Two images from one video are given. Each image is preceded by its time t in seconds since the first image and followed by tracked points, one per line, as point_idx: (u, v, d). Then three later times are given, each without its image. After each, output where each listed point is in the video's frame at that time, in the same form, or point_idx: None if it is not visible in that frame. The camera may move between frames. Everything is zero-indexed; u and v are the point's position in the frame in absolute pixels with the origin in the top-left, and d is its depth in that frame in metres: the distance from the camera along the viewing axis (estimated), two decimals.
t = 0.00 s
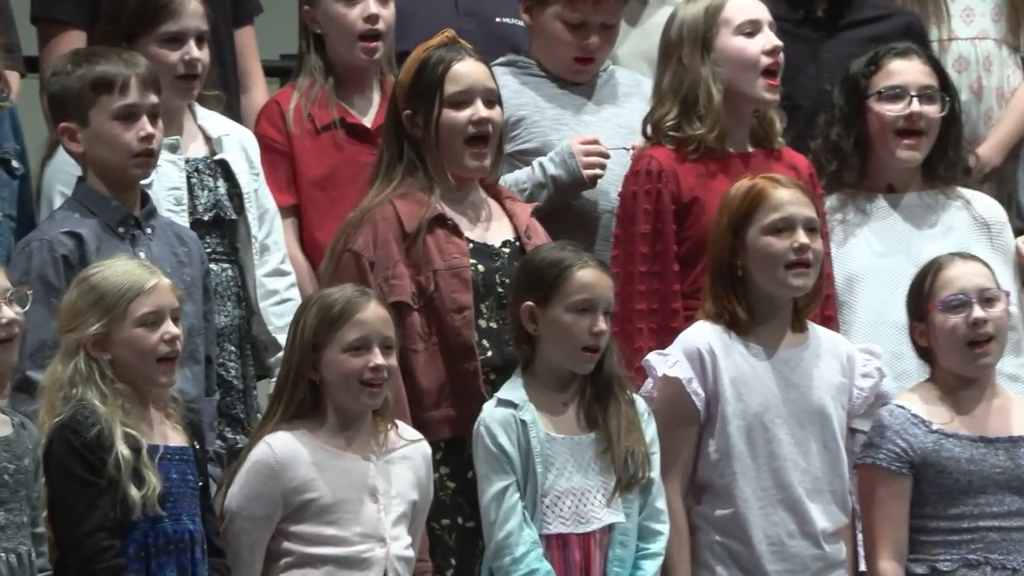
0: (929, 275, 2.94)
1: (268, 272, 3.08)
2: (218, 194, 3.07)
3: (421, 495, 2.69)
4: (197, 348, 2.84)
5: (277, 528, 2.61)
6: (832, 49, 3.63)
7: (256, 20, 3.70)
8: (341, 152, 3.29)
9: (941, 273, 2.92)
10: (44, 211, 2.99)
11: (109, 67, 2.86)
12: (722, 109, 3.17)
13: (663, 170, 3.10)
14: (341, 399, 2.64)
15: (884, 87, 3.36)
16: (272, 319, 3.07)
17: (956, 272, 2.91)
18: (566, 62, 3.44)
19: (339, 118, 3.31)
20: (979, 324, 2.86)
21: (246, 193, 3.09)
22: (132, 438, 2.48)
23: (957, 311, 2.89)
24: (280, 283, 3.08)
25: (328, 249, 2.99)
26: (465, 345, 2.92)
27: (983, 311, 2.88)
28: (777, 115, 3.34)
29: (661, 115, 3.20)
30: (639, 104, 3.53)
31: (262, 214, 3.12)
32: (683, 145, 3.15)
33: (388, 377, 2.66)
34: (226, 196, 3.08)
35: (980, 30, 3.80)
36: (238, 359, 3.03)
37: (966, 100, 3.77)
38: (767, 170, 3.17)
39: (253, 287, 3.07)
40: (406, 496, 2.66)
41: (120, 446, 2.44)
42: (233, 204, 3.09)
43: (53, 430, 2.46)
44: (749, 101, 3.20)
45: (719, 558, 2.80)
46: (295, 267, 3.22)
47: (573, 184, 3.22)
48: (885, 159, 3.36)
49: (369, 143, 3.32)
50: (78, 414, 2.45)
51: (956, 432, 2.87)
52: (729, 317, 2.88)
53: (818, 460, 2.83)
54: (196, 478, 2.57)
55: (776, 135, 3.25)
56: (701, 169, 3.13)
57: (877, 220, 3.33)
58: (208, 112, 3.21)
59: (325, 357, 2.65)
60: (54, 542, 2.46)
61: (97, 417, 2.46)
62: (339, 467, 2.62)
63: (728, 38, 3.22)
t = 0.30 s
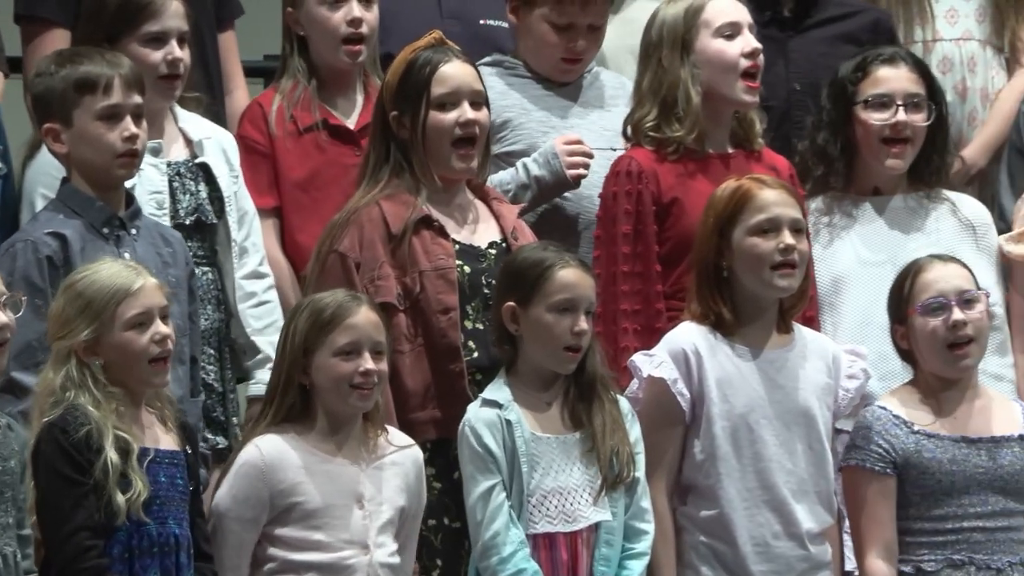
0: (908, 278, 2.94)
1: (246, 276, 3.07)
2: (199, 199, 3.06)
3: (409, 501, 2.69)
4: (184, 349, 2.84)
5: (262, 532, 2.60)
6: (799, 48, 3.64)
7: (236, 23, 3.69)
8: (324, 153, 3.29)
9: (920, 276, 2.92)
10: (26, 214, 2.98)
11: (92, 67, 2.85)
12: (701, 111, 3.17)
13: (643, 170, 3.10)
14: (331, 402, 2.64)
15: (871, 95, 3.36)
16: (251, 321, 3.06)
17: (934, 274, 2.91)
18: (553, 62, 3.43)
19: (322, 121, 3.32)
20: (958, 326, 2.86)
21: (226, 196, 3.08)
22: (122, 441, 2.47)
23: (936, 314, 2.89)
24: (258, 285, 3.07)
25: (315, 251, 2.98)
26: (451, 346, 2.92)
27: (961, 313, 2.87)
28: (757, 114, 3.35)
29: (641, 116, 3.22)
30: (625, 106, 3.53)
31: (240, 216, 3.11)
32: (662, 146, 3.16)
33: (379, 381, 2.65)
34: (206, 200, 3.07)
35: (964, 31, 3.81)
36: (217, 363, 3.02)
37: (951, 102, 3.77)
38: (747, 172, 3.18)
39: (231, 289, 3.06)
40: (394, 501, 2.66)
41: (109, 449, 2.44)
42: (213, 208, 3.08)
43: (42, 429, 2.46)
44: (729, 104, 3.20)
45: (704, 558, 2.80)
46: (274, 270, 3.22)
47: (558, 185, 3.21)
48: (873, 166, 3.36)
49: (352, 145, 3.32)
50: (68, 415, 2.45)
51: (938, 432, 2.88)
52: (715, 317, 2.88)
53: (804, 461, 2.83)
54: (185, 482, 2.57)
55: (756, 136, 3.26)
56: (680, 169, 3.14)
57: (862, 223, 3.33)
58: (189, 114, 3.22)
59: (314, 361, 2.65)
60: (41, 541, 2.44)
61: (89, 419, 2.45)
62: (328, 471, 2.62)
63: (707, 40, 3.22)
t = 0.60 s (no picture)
0: (885, 279, 2.94)
1: (222, 276, 3.10)
2: (180, 202, 3.06)
3: (389, 502, 2.69)
4: (165, 351, 2.84)
5: (244, 532, 2.61)
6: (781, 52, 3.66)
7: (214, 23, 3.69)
8: (305, 154, 3.29)
9: (897, 278, 2.92)
10: (9, 217, 2.99)
11: (74, 70, 2.85)
12: (681, 113, 3.18)
13: (623, 174, 3.11)
14: (312, 400, 2.63)
15: (855, 92, 3.31)
16: (226, 323, 3.10)
17: (912, 275, 2.92)
18: (537, 63, 3.43)
19: (303, 121, 3.31)
20: (936, 329, 2.87)
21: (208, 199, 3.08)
22: (104, 441, 2.47)
23: (914, 317, 2.89)
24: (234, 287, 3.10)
25: (298, 252, 2.97)
26: (434, 348, 2.92)
27: (939, 316, 2.88)
28: (738, 114, 3.34)
29: (623, 118, 3.22)
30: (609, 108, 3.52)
31: (217, 216, 3.12)
32: (643, 148, 3.17)
33: (358, 378, 2.65)
34: (188, 204, 3.06)
35: (945, 34, 3.82)
36: (198, 366, 3.02)
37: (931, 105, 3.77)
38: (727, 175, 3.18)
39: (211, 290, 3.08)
40: (373, 504, 2.66)
41: (91, 449, 2.43)
42: (194, 211, 3.07)
43: (25, 430, 2.45)
44: (710, 106, 3.20)
45: (684, 561, 2.81)
46: (253, 270, 3.21)
47: (536, 185, 3.22)
48: (862, 163, 3.30)
49: (334, 148, 3.32)
50: (50, 415, 2.44)
51: (916, 432, 2.89)
52: (696, 319, 2.88)
53: (785, 464, 2.83)
54: (170, 485, 2.56)
55: (738, 138, 3.26)
56: (660, 171, 3.14)
57: (850, 224, 3.27)
58: (167, 116, 3.22)
59: (293, 359, 2.65)
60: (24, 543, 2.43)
61: (70, 419, 2.45)
62: (307, 474, 2.62)
63: (689, 43, 3.22)
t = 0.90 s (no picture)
0: (865, 282, 2.95)
1: (211, 278, 3.09)
2: (160, 203, 3.06)
3: (367, 504, 2.68)
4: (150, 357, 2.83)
5: (219, 534, 2.60)
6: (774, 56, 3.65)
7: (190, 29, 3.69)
8: (288, 157, 3.29)
9: (878, 280, 2.93)
10: None
11: (60, 73, 2.84)
12: (664, 117, 3.18)
13: (608, 178, 3.11)
14: (283, 406, 2.64)
15: (840, 92, 3.30)
16: (216, 325, 3.08)
17: (894, 277, 2.92)
18: (519, 64, 3.44)
19: (286, 124, 3.32)
20: (917, 330, 2.87)
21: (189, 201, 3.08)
22: (78, 443, 2.47)
23: (895, 319, 2.90)
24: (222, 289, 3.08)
25: (283, 255, 2.98)
26: (418, 352, 2.92)
27: (920, 317, 2.89)
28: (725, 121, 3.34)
29: (607, 122, 3.22)
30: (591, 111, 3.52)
31: (204, 220, 3.12)
32: (627, 152, 3.17)
33: (330, 387, 2.65)
34: (169, 205, 3.07)
35: (925, 38, 3.81)
36: (183, 368, 3.01)
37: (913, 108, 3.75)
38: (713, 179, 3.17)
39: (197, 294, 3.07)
40: (350, 505, 2.66)
41: (64, 449, 2.44)
42: (176, 212, 3.08)
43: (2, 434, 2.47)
44: (695, 109, 3.19)
45: (667, 564, 2.81)
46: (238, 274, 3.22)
47: (515, 189, 3.20)
48: (845, 165, 3.30)
49: (316, 151, 3.32)
50: (26, 419, 2.46)
51: (898, 436, 2.89)
52: (678, 323, 2.88)
53: (767, 467, 2.83)
54: (151, 490, 2.55)
55: (722, 142, 3.26)
56: (644, 175, 3.14)
57: (833, 223, 3.27)
58: (152, 118, 3.23)
59: (268, 364, 2.65)
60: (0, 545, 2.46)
61: (44, 421, 2.46)
62: (281, 476, 2.61)
63: (674, 48, 3.21)
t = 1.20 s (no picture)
0: (843, 286, 2.96)
1: (194, 279, 3.10)
2: (139, 205, 3.06)
3: (344, 508, 2.69)
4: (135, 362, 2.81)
5: (195, 541, 2.61)
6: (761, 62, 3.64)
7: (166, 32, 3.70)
8: (267, 163, 3.31)
9: (855, 284, 2.94)
10: None
11: (40, 76, 2.84)
12: (648, 124, 3.18)
13: (592, 180, 3.11)
14: (254, 411, 2.64)
15: (821, 103, 3.29)
16: (197, 327, 3.08)
17: (872, 280, 2.93)
18: (502, 67, 3.44)
19: (264, 129, 3.33)
20: (895, 334, 2.88)
21: (167, 201, 3.08)
22: (57, 448, 2.46)
23: (873, 323, 2.90)
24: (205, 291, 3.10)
25: (265, 259, 2.97)
26: (400, 355, 2.92)
27: (897, 321, 2.89)
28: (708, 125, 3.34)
29: (590, 126, 3.22)
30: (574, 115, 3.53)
31: (187, 221, 3.13)
32: (610, 156, 3.16)
33: (301, 393, 2.64)
34: (147, 206, 3.06)
35: (903, 42, 3.82)
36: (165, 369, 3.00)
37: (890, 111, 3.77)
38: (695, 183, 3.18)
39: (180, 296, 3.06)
40: (326, 508, 2.65)
41: (41, 455, 2.44)
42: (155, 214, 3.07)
43: None
44: (679, 115, 3.19)
45: (645, 567, 2.81)
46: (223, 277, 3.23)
47: (487, 197, 3.21)
48: (824, 175, 3.30)
49: (295, 156, 3.33)
50: (5, 422, 2.46)
51: (877, 442, 2.89)
52: (657, 327, 2.89)
53: (746, 471, 2.84)
54: (132, 497, 2.55)
55: (705, 147, 3.25)
56: (627, 179, 3.14)
57: (813, 229, 3.28)
58: (136, 119, 3.22)
59: (237, 371, 2.65)
60: None
61: (24, 425, 2.46)
62: (255, 480, 2.62)
63: (659, 54, 3.20)
